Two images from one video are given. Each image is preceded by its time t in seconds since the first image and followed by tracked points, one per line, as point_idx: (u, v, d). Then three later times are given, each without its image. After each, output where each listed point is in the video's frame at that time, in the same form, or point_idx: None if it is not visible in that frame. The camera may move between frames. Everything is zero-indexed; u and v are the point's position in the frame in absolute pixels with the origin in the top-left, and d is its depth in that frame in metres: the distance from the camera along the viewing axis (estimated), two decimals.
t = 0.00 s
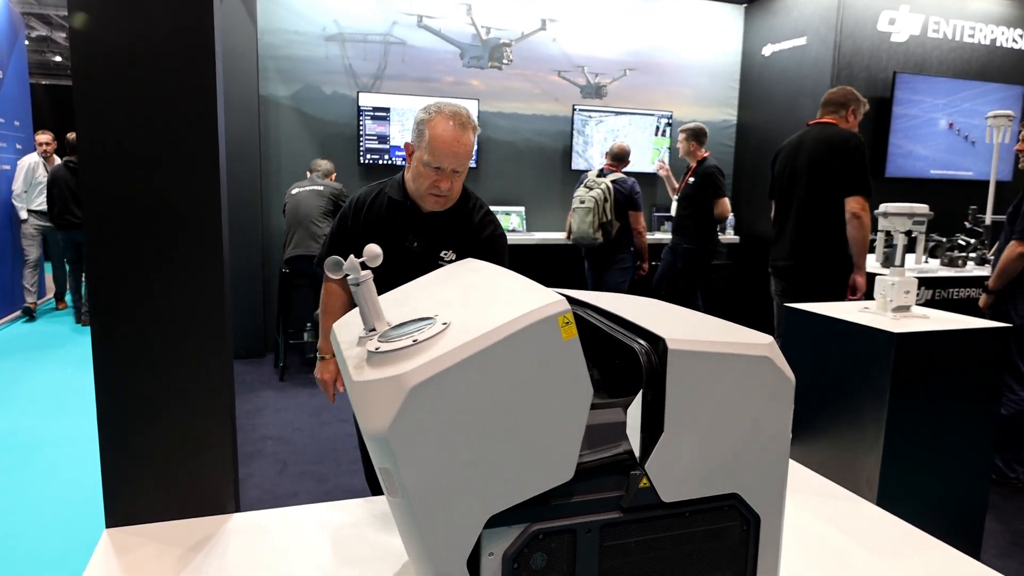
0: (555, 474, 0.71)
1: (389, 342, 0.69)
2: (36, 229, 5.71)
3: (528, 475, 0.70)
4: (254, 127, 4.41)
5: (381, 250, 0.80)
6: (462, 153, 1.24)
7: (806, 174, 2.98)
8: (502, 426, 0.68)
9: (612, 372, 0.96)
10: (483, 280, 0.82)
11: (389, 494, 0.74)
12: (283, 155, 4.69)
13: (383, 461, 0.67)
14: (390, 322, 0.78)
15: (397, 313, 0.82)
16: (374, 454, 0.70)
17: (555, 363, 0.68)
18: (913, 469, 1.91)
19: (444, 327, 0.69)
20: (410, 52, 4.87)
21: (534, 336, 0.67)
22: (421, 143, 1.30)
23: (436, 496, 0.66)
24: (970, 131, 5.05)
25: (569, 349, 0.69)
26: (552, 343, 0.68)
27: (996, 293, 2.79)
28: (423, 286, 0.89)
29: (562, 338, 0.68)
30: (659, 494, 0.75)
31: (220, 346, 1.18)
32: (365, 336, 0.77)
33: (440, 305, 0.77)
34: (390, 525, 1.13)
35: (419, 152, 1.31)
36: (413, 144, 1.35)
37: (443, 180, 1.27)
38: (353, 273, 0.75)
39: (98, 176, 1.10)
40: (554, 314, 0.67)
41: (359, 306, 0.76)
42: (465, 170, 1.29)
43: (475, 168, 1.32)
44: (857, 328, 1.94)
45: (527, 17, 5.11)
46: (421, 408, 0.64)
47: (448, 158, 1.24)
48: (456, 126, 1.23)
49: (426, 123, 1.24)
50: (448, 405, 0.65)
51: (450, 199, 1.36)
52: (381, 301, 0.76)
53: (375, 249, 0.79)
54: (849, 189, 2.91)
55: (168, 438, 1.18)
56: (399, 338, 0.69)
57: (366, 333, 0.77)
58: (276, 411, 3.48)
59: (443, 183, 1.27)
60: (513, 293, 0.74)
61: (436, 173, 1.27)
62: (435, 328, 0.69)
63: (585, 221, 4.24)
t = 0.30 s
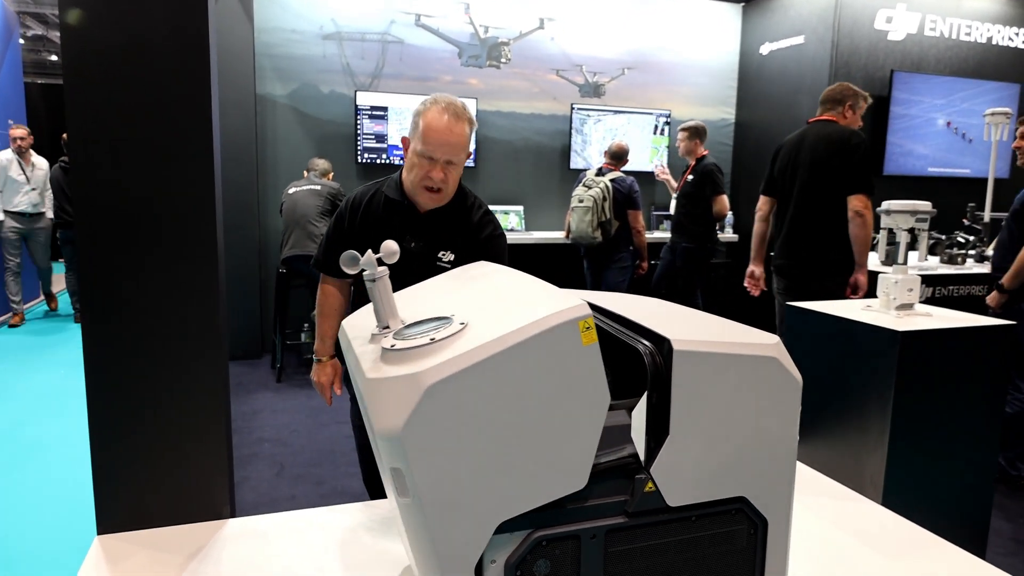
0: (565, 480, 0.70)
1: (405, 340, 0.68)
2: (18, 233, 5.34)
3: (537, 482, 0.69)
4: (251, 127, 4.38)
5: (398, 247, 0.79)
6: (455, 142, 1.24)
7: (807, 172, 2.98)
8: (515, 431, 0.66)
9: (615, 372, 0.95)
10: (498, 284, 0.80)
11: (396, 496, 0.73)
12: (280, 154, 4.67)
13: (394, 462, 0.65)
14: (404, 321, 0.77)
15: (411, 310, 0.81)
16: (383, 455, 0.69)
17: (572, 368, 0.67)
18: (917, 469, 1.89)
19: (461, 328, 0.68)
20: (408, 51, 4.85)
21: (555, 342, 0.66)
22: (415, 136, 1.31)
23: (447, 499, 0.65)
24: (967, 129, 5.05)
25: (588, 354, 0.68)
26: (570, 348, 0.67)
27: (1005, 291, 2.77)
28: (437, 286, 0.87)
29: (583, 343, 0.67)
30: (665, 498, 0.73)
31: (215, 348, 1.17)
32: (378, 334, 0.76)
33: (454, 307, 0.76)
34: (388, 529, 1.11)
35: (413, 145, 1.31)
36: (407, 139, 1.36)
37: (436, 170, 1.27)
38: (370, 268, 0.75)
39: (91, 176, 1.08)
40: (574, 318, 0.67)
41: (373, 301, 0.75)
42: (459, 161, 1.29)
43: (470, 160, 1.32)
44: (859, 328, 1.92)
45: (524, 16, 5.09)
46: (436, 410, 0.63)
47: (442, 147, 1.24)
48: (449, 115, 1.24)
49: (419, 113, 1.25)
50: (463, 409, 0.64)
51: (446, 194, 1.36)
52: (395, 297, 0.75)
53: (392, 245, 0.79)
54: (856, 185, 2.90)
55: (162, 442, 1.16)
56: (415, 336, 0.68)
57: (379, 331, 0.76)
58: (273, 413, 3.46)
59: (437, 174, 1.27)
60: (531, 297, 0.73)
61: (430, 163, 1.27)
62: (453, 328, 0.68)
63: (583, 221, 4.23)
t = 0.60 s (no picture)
0: (565, 479, 0.70)
1: (411, 331, 0.69)
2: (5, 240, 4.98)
3: (535, 479, 0.68)
4: (245, 125, 4.36)
5: (406, 241, 0.82)
6: (444, 124, 1.28)
7: (815, 165, 2.97)
8: (518, 427, 0.66)
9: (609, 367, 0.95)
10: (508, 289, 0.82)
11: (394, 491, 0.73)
12: (274, 152, 4.66)
13: (395, 452, 0.65)
14: (410, 314, 0.80)
15: (416, 307, 0.83)
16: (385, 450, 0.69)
17: (577, 366, 0.67)
18: (913, 462, 1.89)
19: (468, 323, 0.69)
20: (401, 48, 4.83)
21: (560, 339, 0.66)
22: (404, 124, 1.34)
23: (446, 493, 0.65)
24: (967, 122, 5.06)
25: (594, 353, 0.68)
26: (577, 346, 0.67)
27: (997, 286, 2.79)
28: (443, 287, 0.90)
29: (589, 341, 0.67)
30: (656, 493, 0.73)
31: (210, 346, 1.16)
32: (383, 326, 0.78)
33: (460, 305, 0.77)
34: (382, 526, 1.10)
35: (403, 133, 1.34)
36: (397, 131, 1.39)
37: (426, 152, 1.29)
38: (378, 259, 0.77)
39: (83, 174, 1.07)
40: (582, 317, 0.67)
41: (379, 295, 0.78)
42: (450, 147, 1.32)
43: (461, 150, 1.35)
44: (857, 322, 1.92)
45: (518, 11, 5.07)
46: (439, 404, 0.63)
47: (432, 129, 1.28)
48: (440, 98, 1.28)
49: (410, 100, 1.30)
50: (466, 403, 0.64)
51: (436, 183, 1.36)
52: (401, 292, 0.78)
53: (400, 239, 0.81)
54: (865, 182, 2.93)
55: (157, 441, 1.16)
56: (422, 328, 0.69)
57: (385, 322, 0.78)
58: (269, 410, 3.45)
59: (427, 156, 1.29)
60: (539, 297, 0.75)
61: (419, 146, 1.30)
62: (461, 322, 0.69)
63: (578, 217, 4.25)
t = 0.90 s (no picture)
0: (544, 469, 0.70)
1: (405, 315, 0.71)
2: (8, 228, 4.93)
3: (513, 468, 0.69)
4: (250, 114, 4.38)
5: (408, 228, 0.83)
6: (439, 116, 1.28)
7: (834, 158, 2.93)
8: (504, 415, 0.68)
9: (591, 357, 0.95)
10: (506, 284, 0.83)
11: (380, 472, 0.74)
12: (279, 142, 4.67)
13: (382, 431, 0.67)
14: (406, 299, 0.81)
15: (412, 294, 0.84)
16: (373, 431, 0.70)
17: (566, 360, 0.69)
18: (907, 457, 1.88)
19: (461, 310, 0.71)
20: (406, 38, 4.82)
21: (548, 332, 0.67)
22: (399, 115, 1.34)
23: (429, 474, 0.66)
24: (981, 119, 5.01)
25: (584, 349, 0.69)
26: (567, 341, 0.68)
27: (993, 284, 2.75)
28: (444, 279, 0.92)
29: (579, 337, 0.69)
30: (629, 483, 0.73)
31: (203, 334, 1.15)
32: (380, 310, 0.79)
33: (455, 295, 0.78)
34: (366, 509, 1.11)
35: (397, 124, 1.34)
36: (392, 121, 1.39)
37: (421, 144, 1.30)
38: (379, 245, 0.79)
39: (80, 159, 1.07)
40: (573, 312, 0.68)
41: (377, 280, 0.79)
42: (444, 138, 1.32)
43: (455, 141, 1.35)
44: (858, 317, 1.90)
45: (524, 2, 5.05)
46: (428, 386, 0.64)
47: (427, 120, 1.28)
48: (435, 90, 1.28)
49: (404, 91, 1.30)
50: (452, 389, 0.65)
51: (430, 174, 1.36)
52: (399, 277, 0.79)
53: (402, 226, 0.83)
54: (884, 176, 2.92)
55: (149, 424, 1.16)
56: (417, 312, 0.71)
57: (381, 307, 0.79)
58: (270, 395, 3.48)
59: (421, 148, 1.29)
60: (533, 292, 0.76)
61: (415, 138, 1.30)
62: (454, 309, 0.72)
63: (580, 209, 4.23)
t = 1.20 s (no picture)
0: (565, 459, 0.72)
1: (444, 299, 0.73)
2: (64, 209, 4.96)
3: (534, 455, 0.71)
4: (303, 105, 4.50)
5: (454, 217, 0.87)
6: (475, 107, 1.30)
7: (900, 156, 2.84)
8: (529, 404, 0.69)
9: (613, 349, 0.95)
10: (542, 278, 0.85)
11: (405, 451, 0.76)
12: (331, 132, 4.79)
13: (412, 408, 0.69)
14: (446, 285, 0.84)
15: (452, 281, 0.87)
16: (405, 411, 0.72)
17: (593, 353, 0.70)
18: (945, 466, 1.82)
19: (498, 299, 0.74)
20: (457, 30, 4.86)
21: (577, 325, 0.69)
22: (437, 106, 1.36)
23: (452, 454, 0.68)
24: None
25: (614, 346, 0.71)
26: (598, 337, 0.70)
27: None
28: (482, 270, 0.94)
29: (610, 334, 0.70)
30: (642, 472, 0.74)
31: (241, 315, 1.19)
32: (420, 294, 0.82)
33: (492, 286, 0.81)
34: (391, 489, 1.14)
35: (435, 115, 1.36)
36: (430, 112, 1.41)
37: (457, 135, 1.32)
38: (424, 231, 0.82)
39: (132, 144, 1.12)
40: (606, 309, 0.70)
41: (420, 264, 0.82)
42: (479, 129, 1.34)
43: (490, 132, 1.37)
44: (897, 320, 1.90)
45: None
46: (459, 368, 0.66)
47: (463, 111, 1.30)
48: (471, 81, 1.30)
49: (442, 82, 1.32)
50: (482, 375, 0.67)
51: (465, 164, 1.39)
52: (441, 263, 0.82)
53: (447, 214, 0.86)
54: (951, 173, 2.79)
55: (191, 399, 1.21)
56: (456, 298, 0.74)
57: (422, 291, 0.82)
58: (312, 378, 3.60)
59: (457, 138, 1.31)
60: (569, 287, 0.78)
61: (450, 128, 1.32)
62: (492, 297, 0.74)
63: (625, 202, 4.22)
